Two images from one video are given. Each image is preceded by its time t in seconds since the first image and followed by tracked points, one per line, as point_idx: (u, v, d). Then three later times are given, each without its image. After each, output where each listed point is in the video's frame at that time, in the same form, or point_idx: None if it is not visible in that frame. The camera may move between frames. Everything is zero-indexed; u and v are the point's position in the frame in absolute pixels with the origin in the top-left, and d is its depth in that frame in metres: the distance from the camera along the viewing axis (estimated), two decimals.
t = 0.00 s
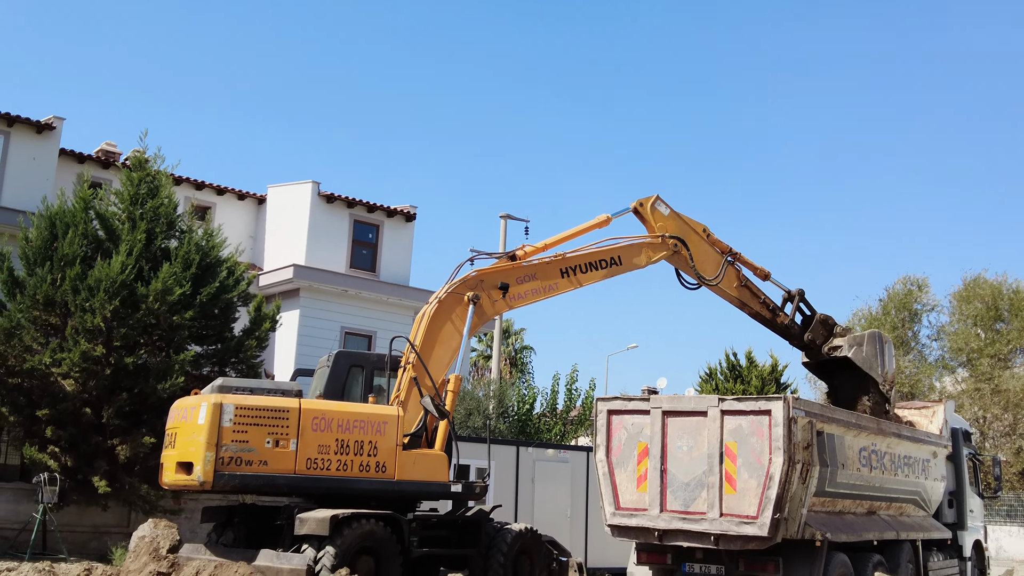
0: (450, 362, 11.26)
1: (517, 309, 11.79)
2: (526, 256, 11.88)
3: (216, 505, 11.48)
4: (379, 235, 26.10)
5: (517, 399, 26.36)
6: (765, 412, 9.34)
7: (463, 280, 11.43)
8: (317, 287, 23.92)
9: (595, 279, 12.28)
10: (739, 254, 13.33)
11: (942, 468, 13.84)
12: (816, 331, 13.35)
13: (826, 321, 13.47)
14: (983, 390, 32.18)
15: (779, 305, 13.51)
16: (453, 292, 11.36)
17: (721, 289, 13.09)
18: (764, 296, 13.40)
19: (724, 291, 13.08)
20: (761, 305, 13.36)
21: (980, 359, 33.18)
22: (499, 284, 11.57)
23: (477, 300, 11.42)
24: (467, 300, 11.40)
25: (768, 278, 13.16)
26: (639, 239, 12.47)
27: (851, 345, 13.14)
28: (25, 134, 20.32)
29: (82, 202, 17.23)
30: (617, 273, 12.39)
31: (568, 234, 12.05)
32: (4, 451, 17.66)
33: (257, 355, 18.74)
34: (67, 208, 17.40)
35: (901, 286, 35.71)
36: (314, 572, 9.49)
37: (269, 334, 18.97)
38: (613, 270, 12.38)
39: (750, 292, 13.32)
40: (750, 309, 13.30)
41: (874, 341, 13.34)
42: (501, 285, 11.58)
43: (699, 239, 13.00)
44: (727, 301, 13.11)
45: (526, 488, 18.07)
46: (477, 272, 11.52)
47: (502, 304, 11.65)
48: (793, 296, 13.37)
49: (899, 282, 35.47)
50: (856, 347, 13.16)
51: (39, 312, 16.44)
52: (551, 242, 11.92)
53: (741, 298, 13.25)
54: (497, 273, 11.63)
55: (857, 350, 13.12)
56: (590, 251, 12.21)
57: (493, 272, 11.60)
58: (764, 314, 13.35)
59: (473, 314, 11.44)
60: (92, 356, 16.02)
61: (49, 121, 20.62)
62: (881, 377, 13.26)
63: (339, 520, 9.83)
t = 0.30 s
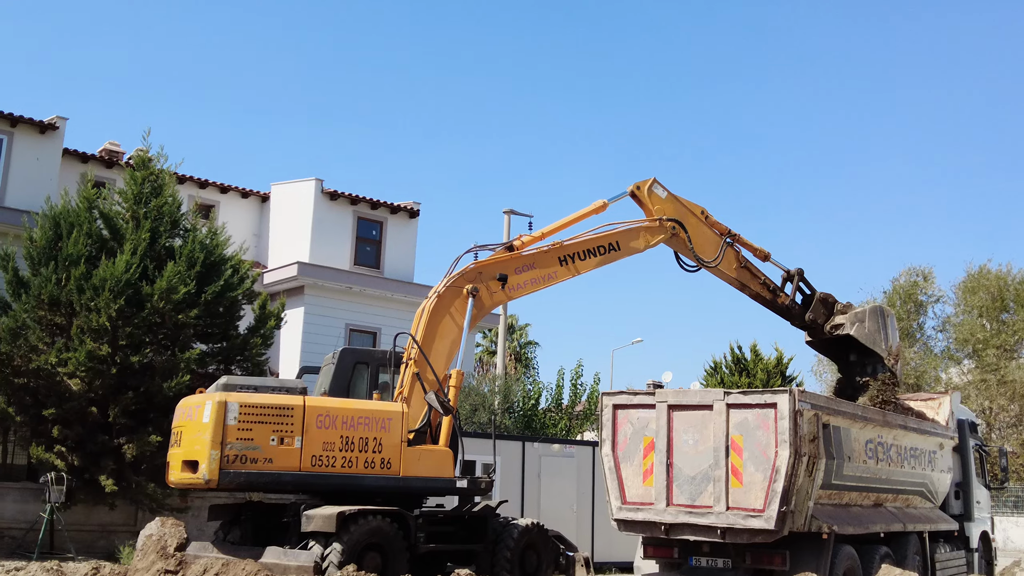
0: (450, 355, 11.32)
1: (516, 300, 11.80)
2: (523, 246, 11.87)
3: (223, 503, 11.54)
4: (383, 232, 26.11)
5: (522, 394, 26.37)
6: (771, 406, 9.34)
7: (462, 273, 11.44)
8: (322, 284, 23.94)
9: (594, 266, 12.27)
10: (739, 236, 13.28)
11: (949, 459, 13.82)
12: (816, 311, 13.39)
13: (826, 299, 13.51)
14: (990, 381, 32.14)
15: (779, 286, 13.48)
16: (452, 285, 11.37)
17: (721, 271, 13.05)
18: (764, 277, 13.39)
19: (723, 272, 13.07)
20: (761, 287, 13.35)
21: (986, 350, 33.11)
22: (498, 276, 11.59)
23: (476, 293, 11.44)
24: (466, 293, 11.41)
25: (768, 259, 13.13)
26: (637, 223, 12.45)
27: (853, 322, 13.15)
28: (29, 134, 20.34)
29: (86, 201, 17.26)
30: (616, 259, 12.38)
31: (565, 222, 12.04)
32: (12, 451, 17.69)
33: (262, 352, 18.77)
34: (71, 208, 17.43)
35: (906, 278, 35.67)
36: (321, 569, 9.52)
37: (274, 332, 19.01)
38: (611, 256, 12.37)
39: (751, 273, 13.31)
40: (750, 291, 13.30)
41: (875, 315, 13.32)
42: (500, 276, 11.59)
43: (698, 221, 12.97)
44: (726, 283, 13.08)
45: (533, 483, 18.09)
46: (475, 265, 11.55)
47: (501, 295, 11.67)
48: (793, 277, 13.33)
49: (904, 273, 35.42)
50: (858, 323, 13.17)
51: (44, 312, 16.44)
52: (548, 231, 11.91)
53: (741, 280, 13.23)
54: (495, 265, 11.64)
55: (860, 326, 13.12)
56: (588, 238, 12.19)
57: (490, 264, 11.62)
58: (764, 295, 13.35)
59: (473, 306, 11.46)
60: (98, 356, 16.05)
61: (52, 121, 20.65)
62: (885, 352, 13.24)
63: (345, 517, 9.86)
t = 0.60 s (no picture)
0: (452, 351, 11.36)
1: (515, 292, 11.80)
2: (521, 237, 11.86)
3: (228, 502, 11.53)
4: (386, 230, 26.12)
5: (526, 391, 26.38)
6: (775, 400, 9.33)
7: (460, 267, 11.44)
8: (325, 283, 23.95)
9: (593, 255, 12.25)
10: (738, 221, 13.26)
11: (954, 453, 13.81)
12: (817, 298, 13.34)
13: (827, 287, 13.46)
14: (995, 373, 32.12)
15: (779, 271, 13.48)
16: (451, 280, 11.37)
17: (719, 257, 13.06)
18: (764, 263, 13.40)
19: (721, 258, 13.08)
20: (760, 272, 13.36)
21: (990, 342, 33.04)
22: (496, 269, 11.58)
23: (475, 287, 11.45)
24: (465, 288, 11.41)
25: (769, 245, 13.24)
26: (634, 209, 12.45)
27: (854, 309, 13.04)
28: (31, 135, 20.37)
29: (89, 201, 17.28)
30: (614, 247, 12.36)
31: (561, 212, 12.02)
32: (17, 451, 17.71)
33: (267, 351, 18.79)
34: (74, 208, 17.45)
35: (910, 271, 35.62)
36: (327, 567, 9.55)
37: (278, 330, 19.03)
38: (610, 244, 12.35)
39: (749, 259, 13.32)
40: (749, 277, 13.33)
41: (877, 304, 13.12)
42: (498, 269, 11.58)
43: (696, 206, 12.96)
44: (725, 269, 13.12)
45: (537, 479, 18.09)
46: (473, 258, 11.54)
47: (500, 287, 11.68)
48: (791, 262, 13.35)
49: (908, 267, 35.36)
50: (857, 311, 13.03)
51: (48, 313, 16.51)
52: (545, 222, 11.90)
53: (740, 266, 13.26)
54: (493, 258, 11.64)
55: (859, 315, 12.97)
56: (586, 227, 12.19)
57: (488, 257, 11.62)
58: (763, 281, 13.37)
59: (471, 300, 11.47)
60: (102, 355, 16.08)
61: (54, 121, 20.67)
62: (884, 342, 12.95)
63: (351, 515, 9.87)
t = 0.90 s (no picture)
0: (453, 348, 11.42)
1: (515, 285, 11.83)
2: (518, 230, 11.88)
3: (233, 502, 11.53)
4: (389, 228, 26.14)
5: (530, 389, 26.39)
6: (779, 396, 9.33)
7: (458, 263, 11.47)
8: (329, 282, 23.96)
9: (592, 245, 12.27)
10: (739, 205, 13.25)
11: (959, 448, 13.80)
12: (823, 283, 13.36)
13: (835, 272, 13.44)
14: (999, 367, 32.13)
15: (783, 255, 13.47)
16: (449, 276, 11.39)
17: (721, 241, 13.07)
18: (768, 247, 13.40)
19: (723, 243, 13.10)
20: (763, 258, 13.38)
21: (994, 337, 32.99)
22: (494, 263, 11.60)
23: (473, 282, 11.47)
24: (463, 283, 11.43)
25: (772, 228, 13.04)
26: (633, 196, 12.45)
27: (862, 294, 13.01)
28: (34, 136, 20.39)
29: (92, 202, 17.30)
30: (614, 236, 12.37)
31: (558, 203, 12.04)
32: (22, 452, 17.70)
33: (270, 350, 18.81)
34: (77, 209, 17.47)
35: (913, 266, 35.57)
36: (333, 566, 9.58)
37: (282, 330, 19.05)
38: (610, 233, 12.36)
39: (752, 244, 13.32)
40: (752, 262, 13.35)
41: (886, 289, 13.03)
42: (497, 264, 11.60)
43: (697, 191, 12.98)
44: (728, 254, 13.13)
45: (542, 477, 18.10)
46: (471, 254, 11.56)
47: (499, 282, 11.70)
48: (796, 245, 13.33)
49: (912, 262, 35.32)
50: (865, 296, 13.02)
51: (52, 314, 16.51)
52: (542, 214, 11.91)
53: (744, 250, 13.28)
54: (490, 253, 11.66)
55: (865, 300, 12.98)
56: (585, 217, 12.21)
57: (486, 252, 11.64)
58: (767, 266, 13.38)
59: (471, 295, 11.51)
60: (106, 356, 16.10)
61: (56, 122, 20.69)
62: (891, 326, 12.83)
63: (356, 513, 9.88)
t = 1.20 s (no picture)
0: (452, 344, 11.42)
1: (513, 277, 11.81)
2: (513, 221, 11.86)
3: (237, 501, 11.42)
4: (391, 227, 26.14)
5: (534, 386, 26.39)
6: (783, 393, 9.34)
7: (453, 258, 11.46)
8: (331, 281, 23.98)
9: (591, 230, 12.22)
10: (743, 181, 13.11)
11: (963, 443, 13.79)
12: (835, 257, 13.30)
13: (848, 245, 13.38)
14: (1002, 362, 32.14)
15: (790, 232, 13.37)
16: (444, 270, 11.40)
17: (723, 219, 13.00)
18: (773, 224, 13.31)
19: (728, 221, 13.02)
20: (771, 233, 13.31)
21: (998, 331, 32.94)
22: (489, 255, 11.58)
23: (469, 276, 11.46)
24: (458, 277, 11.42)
25: (779, 204, 13.02)
26: (630, 178, 12.40)
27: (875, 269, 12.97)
28: (35, 138, 20.41)
29: (95, 203, 17.31)
30: (613, 220, 12.31)
31: (553, 191, 12.00)
32: (26, 454, 17.64)
33: (274, 350, 18.83)
34: (79, 211, 17.51)
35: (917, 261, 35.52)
36: (337, 565, 9.59)
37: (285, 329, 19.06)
38: (608, 218, 12.31)
39: (756, 222, 13.22)
40: (759, 239, 13.28)
41: (901, 262, 12.99)
42: (492, 256, 11.59)
43: (697, 169, 12.89)
44: (732, 231, 13.09)
45: (546, 475, 18.10)
46: (465, 249, 11.57)
47: (496, 274, 11.69)
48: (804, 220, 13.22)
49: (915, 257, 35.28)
50: (878, 270, 12.99)
51: (55, 315, 16.50)
52: (537, 203, 11.89)
53: (750, 227, 13.20)
54: (485, 245, 11.65)
55: (878, 274, 12.94)
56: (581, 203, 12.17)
57: (480, 245, 11.64)
58: (775, 242, 13.30)
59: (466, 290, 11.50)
60: (110, 357, 16.13)
61: (58, 124, 20.72)
62: (907, 300, 12.79)
63: (360, 512, 9.90)
